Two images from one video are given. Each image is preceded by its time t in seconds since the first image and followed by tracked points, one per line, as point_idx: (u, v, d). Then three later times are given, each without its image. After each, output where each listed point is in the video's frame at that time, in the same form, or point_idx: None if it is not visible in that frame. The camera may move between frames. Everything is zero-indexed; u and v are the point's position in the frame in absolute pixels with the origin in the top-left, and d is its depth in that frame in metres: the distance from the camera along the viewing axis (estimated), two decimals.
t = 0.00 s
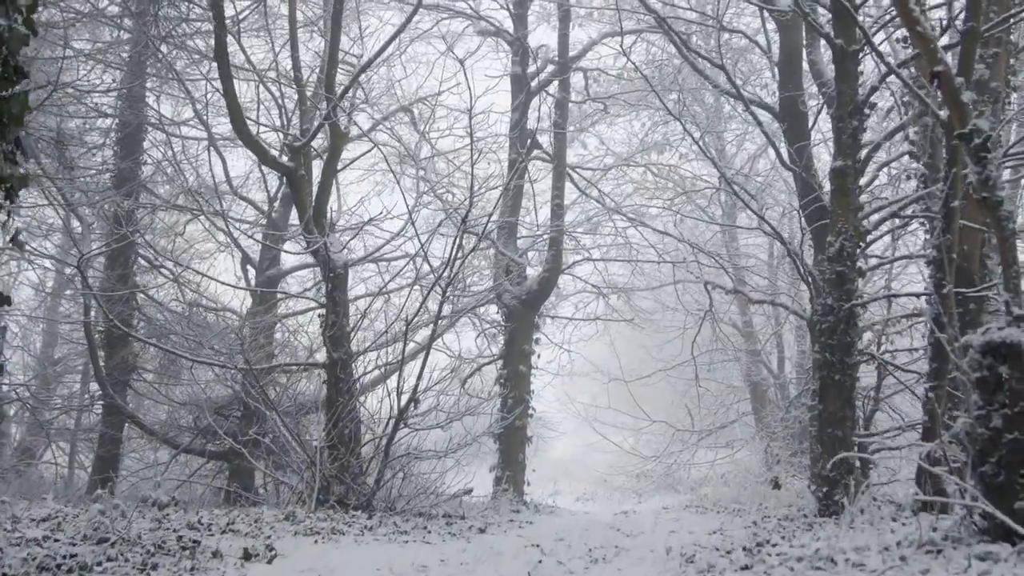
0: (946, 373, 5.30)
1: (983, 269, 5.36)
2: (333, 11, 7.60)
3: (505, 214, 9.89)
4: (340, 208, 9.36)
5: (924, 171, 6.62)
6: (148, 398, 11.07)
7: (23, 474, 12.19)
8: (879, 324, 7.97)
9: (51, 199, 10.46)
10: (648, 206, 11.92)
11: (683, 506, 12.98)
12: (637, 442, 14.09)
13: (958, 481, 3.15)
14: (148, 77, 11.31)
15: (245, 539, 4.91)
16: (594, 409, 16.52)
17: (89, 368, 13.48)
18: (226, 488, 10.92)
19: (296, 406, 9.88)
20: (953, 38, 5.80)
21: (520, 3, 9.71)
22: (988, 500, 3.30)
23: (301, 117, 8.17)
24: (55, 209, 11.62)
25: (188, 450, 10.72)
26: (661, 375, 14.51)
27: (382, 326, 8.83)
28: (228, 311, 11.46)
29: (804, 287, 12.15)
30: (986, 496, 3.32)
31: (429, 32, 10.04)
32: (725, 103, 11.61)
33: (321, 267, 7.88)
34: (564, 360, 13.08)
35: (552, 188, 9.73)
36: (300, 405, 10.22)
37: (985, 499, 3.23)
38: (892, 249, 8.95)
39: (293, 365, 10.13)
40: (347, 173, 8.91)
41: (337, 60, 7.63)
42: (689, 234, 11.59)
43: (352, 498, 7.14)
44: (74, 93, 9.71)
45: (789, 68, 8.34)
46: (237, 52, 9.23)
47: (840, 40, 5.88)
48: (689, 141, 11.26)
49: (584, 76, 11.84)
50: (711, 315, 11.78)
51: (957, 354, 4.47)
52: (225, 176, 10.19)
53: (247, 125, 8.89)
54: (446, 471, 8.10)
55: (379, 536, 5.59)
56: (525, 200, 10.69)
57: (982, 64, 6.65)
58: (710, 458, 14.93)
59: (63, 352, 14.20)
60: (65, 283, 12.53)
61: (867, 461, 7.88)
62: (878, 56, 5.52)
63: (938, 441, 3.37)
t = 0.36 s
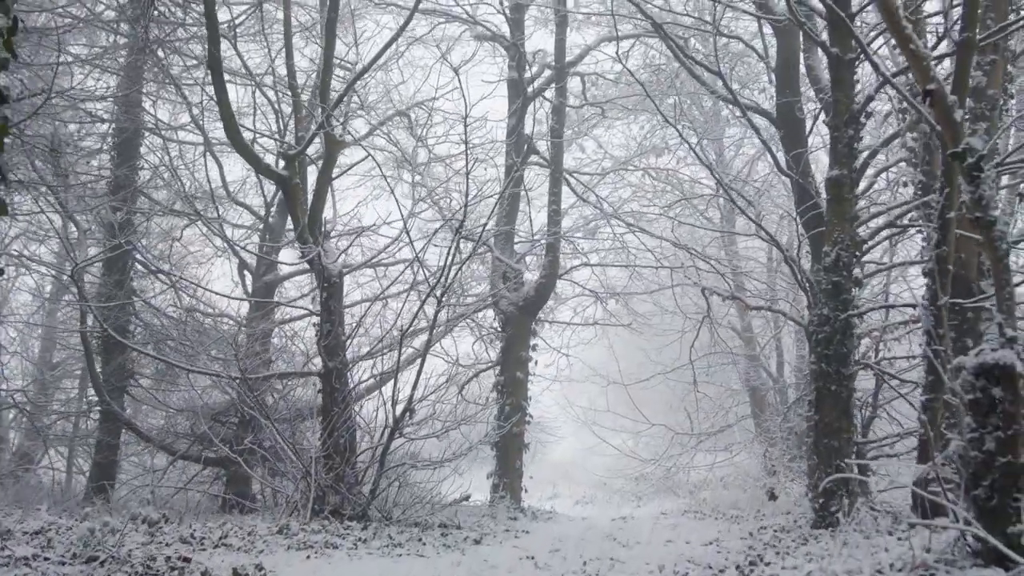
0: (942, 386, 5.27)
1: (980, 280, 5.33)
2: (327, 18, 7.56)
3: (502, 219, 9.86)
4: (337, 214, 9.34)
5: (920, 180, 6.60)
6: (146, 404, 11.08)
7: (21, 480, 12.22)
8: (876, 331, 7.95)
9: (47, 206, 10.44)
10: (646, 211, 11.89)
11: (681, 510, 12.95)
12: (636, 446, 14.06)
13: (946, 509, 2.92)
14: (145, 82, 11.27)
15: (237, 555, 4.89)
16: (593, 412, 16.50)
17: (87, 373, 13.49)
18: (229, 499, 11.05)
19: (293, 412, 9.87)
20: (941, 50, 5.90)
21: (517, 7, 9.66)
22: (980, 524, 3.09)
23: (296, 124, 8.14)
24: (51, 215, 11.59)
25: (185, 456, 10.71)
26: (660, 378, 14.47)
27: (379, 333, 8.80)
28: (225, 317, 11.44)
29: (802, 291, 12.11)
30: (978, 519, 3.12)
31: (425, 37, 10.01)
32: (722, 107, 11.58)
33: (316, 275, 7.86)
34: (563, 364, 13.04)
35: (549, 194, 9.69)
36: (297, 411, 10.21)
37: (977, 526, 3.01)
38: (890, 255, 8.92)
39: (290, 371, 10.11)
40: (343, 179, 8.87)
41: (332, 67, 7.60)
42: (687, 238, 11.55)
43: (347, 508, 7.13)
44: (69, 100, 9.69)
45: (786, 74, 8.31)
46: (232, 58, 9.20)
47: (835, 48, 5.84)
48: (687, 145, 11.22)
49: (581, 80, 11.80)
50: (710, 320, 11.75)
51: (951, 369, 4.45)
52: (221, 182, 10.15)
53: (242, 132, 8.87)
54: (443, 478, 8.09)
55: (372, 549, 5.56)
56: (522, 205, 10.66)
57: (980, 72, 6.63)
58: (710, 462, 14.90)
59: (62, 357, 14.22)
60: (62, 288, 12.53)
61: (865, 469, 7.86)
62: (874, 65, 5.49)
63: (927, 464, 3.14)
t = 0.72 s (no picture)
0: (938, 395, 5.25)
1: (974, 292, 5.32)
2: (322, 26, 7.54)
3: (499, 225, 9.84)
4: (333, 220, 9.32)
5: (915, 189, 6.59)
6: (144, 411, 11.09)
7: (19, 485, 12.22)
8: (873, 339, 7.93)
9: (43, 212, 10.41)
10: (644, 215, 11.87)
11: (679, 514, 12.94)
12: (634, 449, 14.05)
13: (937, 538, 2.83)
14: (142, 88, 11.25)
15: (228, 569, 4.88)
16: (592, 415, 16.48)
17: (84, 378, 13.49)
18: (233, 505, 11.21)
19: (290, 419, 9.86)
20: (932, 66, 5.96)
21: (513, 12, 9.62)
22: (971, 547, 3.01)
23: (292, 131, 8.11)
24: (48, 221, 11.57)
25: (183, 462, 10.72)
26: (659, 381, 14.45)
27: (375, 340, 8.79)
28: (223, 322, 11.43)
29: (801, 294, 12.08)
30: (969, 542, 3.03)
31: (422, 42, 9.97)
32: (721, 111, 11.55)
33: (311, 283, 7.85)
34: (561, 369, 13.01)
35: (546, 199, 9.67)
36: (294, 417, 10.20)
37: (967, 551, 2.93)
38: (887, 260, 8.91)
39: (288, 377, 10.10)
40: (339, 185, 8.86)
41: (326, 74, 7.58)
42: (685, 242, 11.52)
43: (342, 517, 7.12)
44: (66, 108, 9.68)
45: (783, 79, 8.28)
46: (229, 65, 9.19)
47: (830, 57, 5.82)
48: (684, 150, 11.20)
49: (579, 84, 11.77)
50: (708, 324, 11.73)
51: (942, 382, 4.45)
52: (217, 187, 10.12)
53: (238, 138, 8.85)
54: (439, 486, 8.09)
55: (365, 561, 5.54)
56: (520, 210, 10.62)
57: (976, 79, 6.72)
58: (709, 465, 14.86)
59: (60, 361, 14.23)
60: (59, 294, 12.53)
61: (862, 477, 7.84)
62: (868, 75, 5.48)
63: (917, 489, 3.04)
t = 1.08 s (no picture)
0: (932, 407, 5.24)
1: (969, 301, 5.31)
2: (316, 33, 7.52)
3: (495, 230, 9.84)
4: (329, 226, 9.31)
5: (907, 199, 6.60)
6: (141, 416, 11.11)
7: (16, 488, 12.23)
8: (868, 346, 7.92)
9: (40, 217, 10.41)
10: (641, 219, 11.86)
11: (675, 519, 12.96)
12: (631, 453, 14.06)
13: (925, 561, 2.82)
14: (139, 92, 11.24)
15: None
16: (590, 419, 16.48)
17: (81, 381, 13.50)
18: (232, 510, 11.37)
19: (287, 424, 9.86)
20: (928, 79, 5.99)
21: (510, 16, 9.58)
22: (960, 569, 3.00)
23: (286, 138, 8.11)
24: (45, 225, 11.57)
25: (179, 468, 10.73)
26: (657, 385, 14.44)
27: (371, 347, 8.79)
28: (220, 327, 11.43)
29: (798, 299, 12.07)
30: (958, 563, 3.02)
31: (418, 47, 9.95)
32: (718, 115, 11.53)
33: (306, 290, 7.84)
34: (558, 373, 13.00)
35: (543, 205, 9.66)
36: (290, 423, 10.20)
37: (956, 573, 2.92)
38: (883, 266, 8.90)
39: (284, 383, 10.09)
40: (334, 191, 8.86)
41: (321, 82, 7.56)
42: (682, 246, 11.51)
43: (337, 525, 7.12)
44: (62, 115, 9.68)
45: (779, 86, 8.27)
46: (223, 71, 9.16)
47: (824, 67, 5.80)
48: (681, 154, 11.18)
49: (576, 88, 11.75)
50: (705, 329, 11.72)
51: (933, 396, 4.45)
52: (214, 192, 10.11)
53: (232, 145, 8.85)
54: (435, 493, 8.12)
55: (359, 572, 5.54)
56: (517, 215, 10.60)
57: (972, 87, 6.79)
58: (707, 469, 14.84)
59: (57, 364, 14.24)
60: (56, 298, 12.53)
61: (857, 485, 7.82)
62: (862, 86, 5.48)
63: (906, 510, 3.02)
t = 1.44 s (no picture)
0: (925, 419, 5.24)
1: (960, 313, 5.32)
2: (310, 40, 7.50)
3: (491, 236, 9.85)
4: (325, 231, 9.33)
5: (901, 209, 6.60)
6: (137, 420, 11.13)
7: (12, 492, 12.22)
8: (863, 354, 7.92)
9: (37, 221, 10.39)
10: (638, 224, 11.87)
11: (671, 524, 12.98)
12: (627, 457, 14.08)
13: None
14: (136, 97, 11.22)
15: None
16: (587, 422, 16.47)
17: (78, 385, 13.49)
18: (228, 515, 11.39)
19: (283, 430, 9.86)
20: (922, 89, 5.98)
21: (506, 22, 9.56)
22: None
23: (281, 144, 8.10)
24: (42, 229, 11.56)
25: (176, 473, 10.75)
26: (654, 388, 14.43)
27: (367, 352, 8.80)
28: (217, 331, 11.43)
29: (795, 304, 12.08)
30: None
31: (414, 52, 9.94)
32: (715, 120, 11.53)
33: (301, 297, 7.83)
34: (555, 378, 13.01)
35: (538, 211, 9.66)
36: (286, 428, 10.20)
37: None
38: (879, 273, 8.90)
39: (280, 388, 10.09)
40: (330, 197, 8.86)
41: (316, 89, 7.55)
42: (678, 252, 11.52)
43: (331, 533, 7.13)
44: (58, 121, 9.67)
45: (775, 93, 8.28)
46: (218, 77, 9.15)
47: (818, 76, 5.78)
48: (677, 159, 11.18)
49: (573, 93, 11.75)
50: (702, 334, 11.72)
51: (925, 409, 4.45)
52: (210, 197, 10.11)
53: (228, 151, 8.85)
54: (430, 500, 8.13)
55: None
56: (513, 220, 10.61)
57: (966, 95, 6.79)
58: (704, 473, 14.84)
59: (54, 367, 14.24)
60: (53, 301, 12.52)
61: (852, 494, 7.82)
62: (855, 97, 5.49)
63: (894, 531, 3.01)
